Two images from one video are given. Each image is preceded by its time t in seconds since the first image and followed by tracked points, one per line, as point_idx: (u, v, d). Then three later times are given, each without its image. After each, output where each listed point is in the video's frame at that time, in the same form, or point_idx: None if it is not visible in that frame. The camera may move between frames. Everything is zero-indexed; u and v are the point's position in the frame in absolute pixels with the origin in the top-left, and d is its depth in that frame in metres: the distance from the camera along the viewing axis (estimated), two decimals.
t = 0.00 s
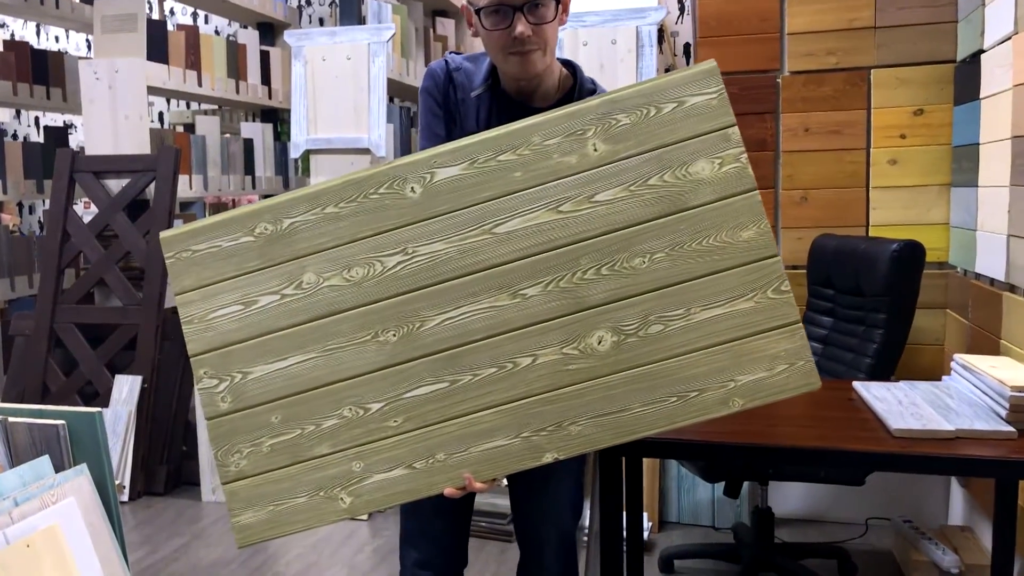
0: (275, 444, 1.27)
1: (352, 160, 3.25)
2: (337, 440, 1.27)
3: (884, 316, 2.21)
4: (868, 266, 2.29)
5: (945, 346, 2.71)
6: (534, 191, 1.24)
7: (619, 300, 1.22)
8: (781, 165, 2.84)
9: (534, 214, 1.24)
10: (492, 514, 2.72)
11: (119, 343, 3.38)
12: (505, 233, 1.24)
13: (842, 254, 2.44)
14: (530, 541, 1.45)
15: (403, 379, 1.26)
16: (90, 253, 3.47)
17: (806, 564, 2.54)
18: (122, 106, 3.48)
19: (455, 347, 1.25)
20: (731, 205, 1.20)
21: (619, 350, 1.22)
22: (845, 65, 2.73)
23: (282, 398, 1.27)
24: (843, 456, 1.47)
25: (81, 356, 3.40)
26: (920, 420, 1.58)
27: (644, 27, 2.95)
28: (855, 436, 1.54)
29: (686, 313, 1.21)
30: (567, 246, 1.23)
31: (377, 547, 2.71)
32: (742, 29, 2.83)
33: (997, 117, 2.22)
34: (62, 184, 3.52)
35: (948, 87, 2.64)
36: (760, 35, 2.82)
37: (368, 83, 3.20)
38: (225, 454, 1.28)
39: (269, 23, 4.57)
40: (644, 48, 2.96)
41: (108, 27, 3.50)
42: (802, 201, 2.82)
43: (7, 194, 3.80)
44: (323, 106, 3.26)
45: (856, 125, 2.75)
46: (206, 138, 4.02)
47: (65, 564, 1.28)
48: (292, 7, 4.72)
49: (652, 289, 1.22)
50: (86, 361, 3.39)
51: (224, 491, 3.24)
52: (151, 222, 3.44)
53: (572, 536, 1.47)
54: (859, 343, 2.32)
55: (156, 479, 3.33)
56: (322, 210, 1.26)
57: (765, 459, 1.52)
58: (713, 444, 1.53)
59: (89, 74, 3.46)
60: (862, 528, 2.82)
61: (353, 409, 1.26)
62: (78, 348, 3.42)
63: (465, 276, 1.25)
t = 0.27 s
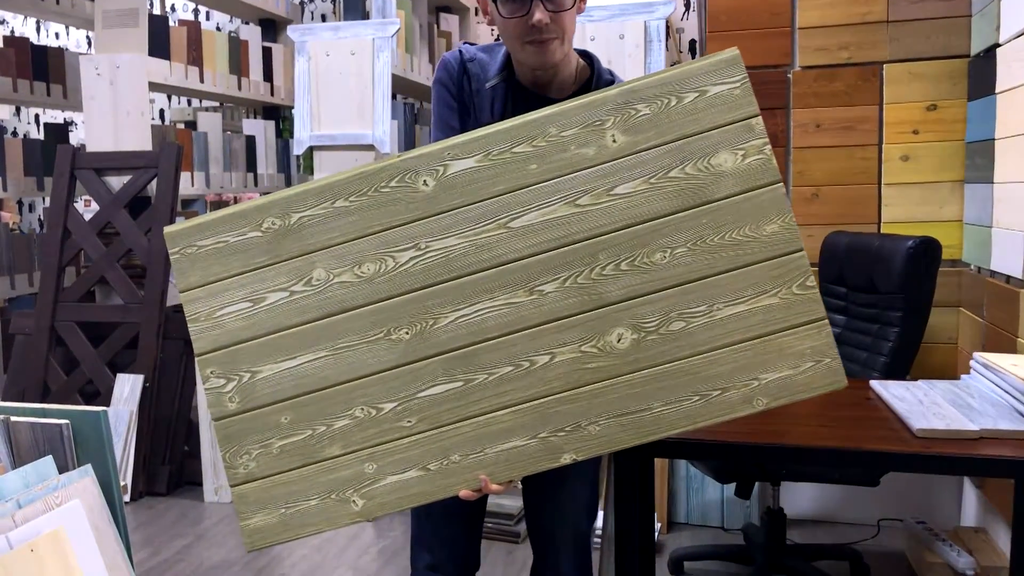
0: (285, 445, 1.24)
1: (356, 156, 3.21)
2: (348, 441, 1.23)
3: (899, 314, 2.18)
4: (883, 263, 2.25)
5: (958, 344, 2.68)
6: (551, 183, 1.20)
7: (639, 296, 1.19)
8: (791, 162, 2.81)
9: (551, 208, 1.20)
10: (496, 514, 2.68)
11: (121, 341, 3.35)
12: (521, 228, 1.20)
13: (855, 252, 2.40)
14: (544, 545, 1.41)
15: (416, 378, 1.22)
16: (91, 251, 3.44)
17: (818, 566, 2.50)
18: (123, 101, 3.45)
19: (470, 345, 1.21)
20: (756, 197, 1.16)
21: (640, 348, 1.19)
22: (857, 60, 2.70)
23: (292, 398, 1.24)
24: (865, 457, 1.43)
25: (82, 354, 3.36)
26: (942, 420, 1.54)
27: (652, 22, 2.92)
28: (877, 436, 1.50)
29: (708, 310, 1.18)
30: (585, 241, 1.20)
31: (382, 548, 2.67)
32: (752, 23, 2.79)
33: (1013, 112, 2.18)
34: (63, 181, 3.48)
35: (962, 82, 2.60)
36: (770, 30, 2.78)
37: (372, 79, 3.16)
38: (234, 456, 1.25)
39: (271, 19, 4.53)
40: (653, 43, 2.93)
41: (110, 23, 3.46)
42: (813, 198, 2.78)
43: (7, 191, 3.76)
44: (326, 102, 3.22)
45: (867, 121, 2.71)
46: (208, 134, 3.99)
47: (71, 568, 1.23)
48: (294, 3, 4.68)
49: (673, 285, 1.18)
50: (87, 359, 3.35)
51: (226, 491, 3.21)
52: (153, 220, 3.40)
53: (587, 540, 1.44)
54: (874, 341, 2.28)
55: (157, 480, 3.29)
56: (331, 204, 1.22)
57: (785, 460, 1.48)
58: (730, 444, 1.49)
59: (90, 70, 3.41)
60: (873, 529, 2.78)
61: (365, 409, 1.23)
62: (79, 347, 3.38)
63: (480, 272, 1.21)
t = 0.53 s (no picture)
0: (297, 456, 1.21)
1: (360, 157, 3.18)
2: (361, 451, 1.20)
3: (913, 317, 2.15)
4: (896, 266, 2.22)
5: (970, 347, 2.65)
6: (568, 185, 1.17)
7: (659, 301, 1.16)
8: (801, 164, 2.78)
9: (568, 211, 1.17)
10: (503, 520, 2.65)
11: (123, 343, 3.31)
12: (537, 231, 1.17)
13: (867, 254, 2.37)
14: (559, 556, 1.38)
15: (431, 386, 1.19)
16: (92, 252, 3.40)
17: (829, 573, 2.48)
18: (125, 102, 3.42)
19: (486, 351, 1.18)
20: (778, 197, 1.13)
21: (660, 354, 1.16)
22: (868, 60, 2.67)
23: (304, 407, 1.21)
24: (886, 465, 1.41)
25: (83, 357, 3.32)
26: (963, 426, 1.51)
27: (660, 22, 2.89)
28: (897, 443, 1.47)
29: (731, 314, 1.15)
30: (604, 244, 1.16)
31: (388, 553, 2.64)
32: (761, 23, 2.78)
33: None
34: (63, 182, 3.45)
35: (974, 82, 2.57)
36: (779, 30, 2.76)
37: (376, 79, 3.13)
38: (246, 467, 1.22)
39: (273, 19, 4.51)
40: (660, 43, 2.90)
41: (110, 22, 3.44)
42: (823, 199, 2.76)
43: (7, 192, 3.73)
44: (330, 102, 3.19)
45: (878, 121, 2.68)
46: (209, 135, 3.96)
47: None
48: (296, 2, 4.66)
49: (694, 289, 1.15)
50: (88, 362, 3.31)
51: (229, 495, 3.17)
52: (155, 221, 3.37)
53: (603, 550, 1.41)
54: (887, 345, 2.25)
55: (159, 484, 3.26)
56: (342, 207, 1.19)
57: (804, 467, 1.45)
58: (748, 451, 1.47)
59: (91, 69, 3.38)
60: (884, 534, 2.75)
61: (378, 419, 1.20)
62: (80, 350, 3.34)
63: (496, 275, 1.18)
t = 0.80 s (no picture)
0: (307, 474, 1.19)
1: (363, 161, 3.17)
2: (372, 468, 1.18)
3: (922, 325, 2.13)
4: (905, 273, 2.20)
5: (978, 354, 2.63)
6: (579, 195, 1.15)
7: (673, 313, 1.14)
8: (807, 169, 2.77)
9: (580, 222, 1.15)
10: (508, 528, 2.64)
11: (123, 349, 3.28)
12: (548, 243, 1.15)
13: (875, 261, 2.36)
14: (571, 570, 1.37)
15: (442, 402, 1.17)
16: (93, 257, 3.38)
17: None
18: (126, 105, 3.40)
19: (498, 366, 1.16)
20: (795, 207, 1.11)
21: (675, 368, 1.14)
22: (875, 65, 2.66)
23: (313, 424, 1.19)
24: (901, 479, 1.39)
25: (83, 363, 3.30)
26: (979, 439, 1.49)
27: (664, 25, 2.88)
28: (912, 456, 1.46)
29: (748, 326, 1.13)
30: (616, 256, 1.14)
31: (392, 561, 2.61)
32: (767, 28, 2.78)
33: None
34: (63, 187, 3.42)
35: (981, 87, 2.56)
36: (786, 33, 2.76)
37: (379, 83, 3.11)
38: (255, 485, 1.20)
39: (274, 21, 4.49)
40: (664, 47, 2.88)
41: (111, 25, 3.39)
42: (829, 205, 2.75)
43: (6, 195, 3.70)
44: (331, 106, 3.16)
45: (885, 126, 2.67)
46: (209, 138, 3.92)
47: None
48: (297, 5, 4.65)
49: (709, 301, 1.13)
50: (88, 368, 3.29)
51: (231, 502, 3.15)
52: (156, 225, 3.35)
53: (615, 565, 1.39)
54: (895, 352, 2.24)
55: (160, 491, 3.24)
56: (349, 220, 1.17)
57: (817, 481, 1.43)
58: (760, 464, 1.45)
59: (92, 73, 3.36)
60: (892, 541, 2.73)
61: (389, 435, 1.18)
62: (80, 356, 3.32)
63: (507, 288, 1.16)
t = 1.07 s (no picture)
0: (319, 511, 1.18)
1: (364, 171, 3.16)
2: (384, 502, 1.17)
3: (929, 340, 2.12)
4: (912, 287, 2.19)
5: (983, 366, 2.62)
6: (579, 214, 1.14)
7: (680, 329, 1.12)
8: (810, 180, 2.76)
9: (583, 243, 1.14)
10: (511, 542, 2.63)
11: (123, 359, 3.27)
12: (550, 264, 1.14)
13: (880, 274, 2.35)
14: None
15: (451, 432, 1.16)
16: (93, 266, 3.36)
17: None
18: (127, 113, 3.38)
19: (504, 393, 1.15)
20: (799, 217, 1.10)
21: (685, 385, 1.12)
22: (879, 76, 2.65)
23: (322, 461, 1.18)
24: (911, 503, 1.38)
25: (84, 373, 3.28)
26: (989, 461, 1.48)
27: (667, 35, 2.87)
28: (921, 479, 1.44)
29: (758, 338, 1.11)
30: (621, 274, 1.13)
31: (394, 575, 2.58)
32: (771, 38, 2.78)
33: None
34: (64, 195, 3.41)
35: (986, 98, 2.55)
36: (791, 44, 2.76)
37: (382, 92, 3.08)
38: (267, 526, 1.19)
39: (275, 28, 4.48)
40: (668, 57, 2.86)
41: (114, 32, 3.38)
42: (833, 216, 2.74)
43: (6, 203, 3.69)
44: (333, 115, 3.15)
45: (889, 137, 2.66)
46: (210, 146, 3.90)
47: None
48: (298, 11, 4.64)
49: (715, 316, 1.12)
50: (89, 378, 3.27)
51: (232, 514, 3.14)
52: (156, 235, 3.34)
53: None
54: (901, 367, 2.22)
55: (161, 502, 3.23)
56: (348, 252, 1.16)
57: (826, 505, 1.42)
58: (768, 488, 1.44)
59: (93, 81, 3.32)
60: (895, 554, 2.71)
61: (400, 468, 1.17)
62: (81, 366, 3.30)
63: (513, 311, 1.15)
